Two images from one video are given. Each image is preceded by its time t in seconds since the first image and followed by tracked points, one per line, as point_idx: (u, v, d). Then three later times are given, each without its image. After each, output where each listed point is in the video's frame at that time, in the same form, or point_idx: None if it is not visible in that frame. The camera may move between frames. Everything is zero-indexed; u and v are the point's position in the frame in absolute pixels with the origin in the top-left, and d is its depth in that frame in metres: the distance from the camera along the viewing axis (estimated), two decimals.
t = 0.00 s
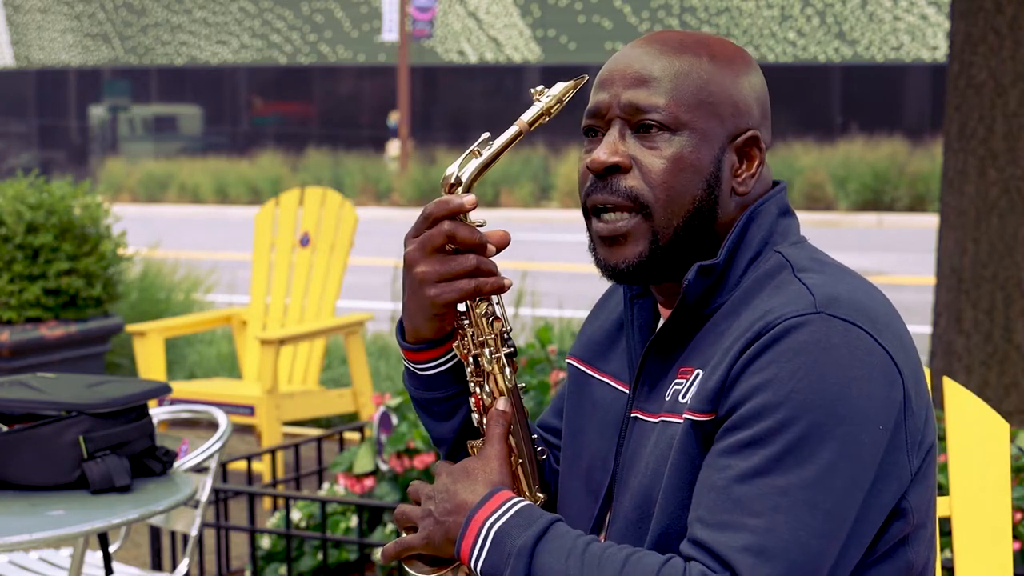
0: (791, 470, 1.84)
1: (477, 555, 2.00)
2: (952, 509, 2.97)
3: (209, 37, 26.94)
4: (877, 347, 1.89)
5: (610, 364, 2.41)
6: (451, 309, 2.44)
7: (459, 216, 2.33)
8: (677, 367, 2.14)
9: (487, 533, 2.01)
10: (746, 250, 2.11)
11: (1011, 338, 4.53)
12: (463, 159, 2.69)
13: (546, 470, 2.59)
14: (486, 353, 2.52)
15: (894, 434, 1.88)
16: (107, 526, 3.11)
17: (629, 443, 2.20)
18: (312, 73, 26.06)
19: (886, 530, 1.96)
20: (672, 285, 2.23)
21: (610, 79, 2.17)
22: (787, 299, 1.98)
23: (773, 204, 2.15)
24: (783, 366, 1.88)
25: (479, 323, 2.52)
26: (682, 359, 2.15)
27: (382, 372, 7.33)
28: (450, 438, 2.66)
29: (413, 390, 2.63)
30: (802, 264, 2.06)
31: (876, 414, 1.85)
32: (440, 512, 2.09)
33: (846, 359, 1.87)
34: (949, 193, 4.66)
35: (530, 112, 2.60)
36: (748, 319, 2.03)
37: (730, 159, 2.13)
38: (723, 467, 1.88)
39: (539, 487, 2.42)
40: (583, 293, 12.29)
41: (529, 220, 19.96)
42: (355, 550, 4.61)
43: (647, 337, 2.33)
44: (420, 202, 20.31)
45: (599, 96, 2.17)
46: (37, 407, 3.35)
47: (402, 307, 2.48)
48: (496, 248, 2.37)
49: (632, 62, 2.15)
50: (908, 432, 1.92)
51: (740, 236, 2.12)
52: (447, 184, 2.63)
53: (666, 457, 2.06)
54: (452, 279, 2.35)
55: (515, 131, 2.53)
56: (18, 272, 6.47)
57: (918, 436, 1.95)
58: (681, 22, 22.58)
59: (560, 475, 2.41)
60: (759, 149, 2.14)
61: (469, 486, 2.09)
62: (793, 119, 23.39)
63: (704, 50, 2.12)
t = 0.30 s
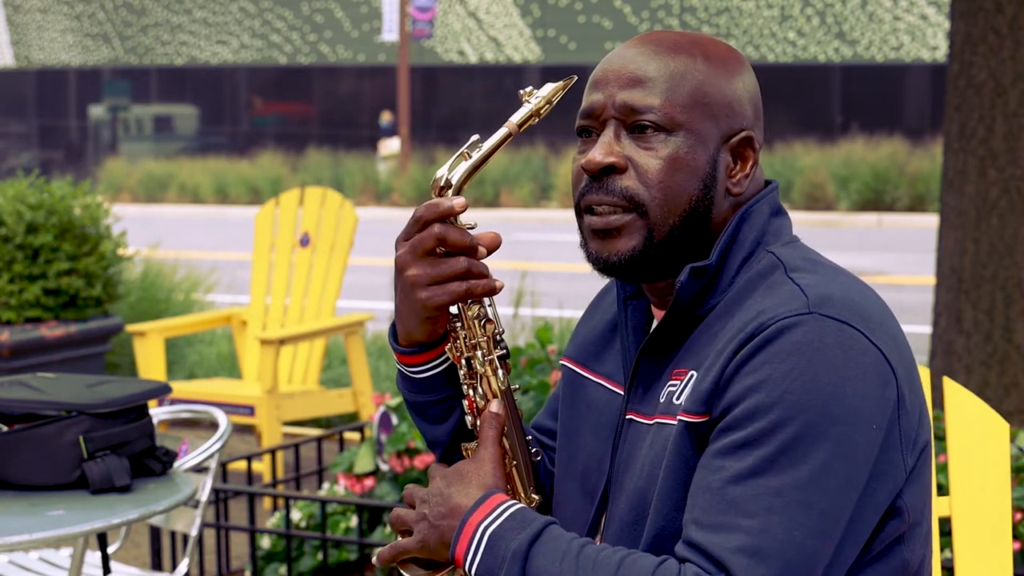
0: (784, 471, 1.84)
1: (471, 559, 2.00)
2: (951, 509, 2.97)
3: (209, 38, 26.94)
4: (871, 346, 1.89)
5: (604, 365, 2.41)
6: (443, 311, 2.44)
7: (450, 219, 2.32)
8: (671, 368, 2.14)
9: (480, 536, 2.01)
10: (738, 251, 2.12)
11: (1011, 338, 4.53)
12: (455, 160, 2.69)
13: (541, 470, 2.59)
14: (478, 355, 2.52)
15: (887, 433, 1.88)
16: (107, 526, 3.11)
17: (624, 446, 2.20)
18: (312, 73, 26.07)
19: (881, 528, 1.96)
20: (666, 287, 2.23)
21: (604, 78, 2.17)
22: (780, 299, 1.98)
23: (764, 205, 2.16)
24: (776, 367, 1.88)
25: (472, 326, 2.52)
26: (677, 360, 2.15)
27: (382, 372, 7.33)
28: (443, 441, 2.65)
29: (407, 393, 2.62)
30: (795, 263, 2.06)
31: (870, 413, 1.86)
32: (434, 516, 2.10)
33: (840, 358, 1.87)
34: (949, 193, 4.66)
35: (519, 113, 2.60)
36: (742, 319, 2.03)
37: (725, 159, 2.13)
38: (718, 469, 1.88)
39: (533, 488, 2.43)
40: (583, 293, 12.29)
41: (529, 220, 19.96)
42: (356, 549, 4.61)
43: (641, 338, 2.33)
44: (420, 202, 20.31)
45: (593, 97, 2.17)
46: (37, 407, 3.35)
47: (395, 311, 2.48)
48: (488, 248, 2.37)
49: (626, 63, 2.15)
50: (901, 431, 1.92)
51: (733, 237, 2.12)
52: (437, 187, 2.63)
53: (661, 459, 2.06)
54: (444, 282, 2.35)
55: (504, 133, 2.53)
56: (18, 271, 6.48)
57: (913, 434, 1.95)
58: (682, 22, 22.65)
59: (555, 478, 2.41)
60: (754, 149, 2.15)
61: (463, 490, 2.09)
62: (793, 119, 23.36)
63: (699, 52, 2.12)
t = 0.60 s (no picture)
0: (780, 471, 1.84)
1: (470, 559, 2.00)
2: (952, 508, 2.97)
3: (209, 37, 26.96)
4: (868, 344, 1.89)
5: (600, 365, 2.41)
6: (439, 312, 2.43)
7: (444, 220, 2.32)
8: (668, 368, 2.14)
9: (478, 538, 2.01)
10: (734, 251, 2.12)
11: (1011, 338, 4.53)
12: (449, 161, 2.68)
13: (539, 471, 2.59)
14: (474, 356, 2.52)
15: (884, 432, 1.88)
16: (106, 526, 3.11)
17: (621, 446, 2.19)
18: (312, 73, 26.07)
19: (878, 527, 1.96)
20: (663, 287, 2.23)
21: (601, 79, 2.17)
22: (776, 297, 1.98)
23: (760, 204, 2.15)
24: (772, 367, 1.88)
25: (467, 326, 2.52)
26: (673, 359, 2.14)
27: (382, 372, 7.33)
28: (440, 443, 2.65)
29: (404, 395, 2.62)
30: (791, 263, 2.06)
31: (866, 412, 1.86)
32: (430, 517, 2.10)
33: (837, 356, 1.87)
34: (948, 193, 4.67)
35: (514, 114, 2.59)
36: (738, 319, 2.03)
37: (722, 160, 2.13)
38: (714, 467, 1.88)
39: (531, 488, 2.44)
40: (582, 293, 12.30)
41: (529, 220, 19.96)
42: (356, 550, 4.62)
43: (638, 338, 2.33)
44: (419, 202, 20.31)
45: (590, 96, 2.17)
46: (38, 407, 3.35)
47: (391, 312, 2.47)
48: (483, 250, 2.37)
49: (623, 63, 2.15)
50: (899, 428, 1.91)
51: (729, 237, 2.12)
52: (431, 189, 2.63)
53: (658, 459, 2.06)
54: (439, 283, 2.34)
55: (499, 133, 2.52)
56: (18, 271, 6.47)
57: (911, 433, 1.95)
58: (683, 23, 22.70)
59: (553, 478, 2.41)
60: (750, 150, 2.15)
61: (462, 491, 2.09)
62: (794, 120, 23.37)
63: (696, 53, 2.12)
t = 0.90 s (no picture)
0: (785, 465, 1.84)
1: (476, 560, 1.99)
2: (952, 508, 2.96)
3: (209, 37, 26.97)
4: (867, 339, 1.89)
5: (599, 362, 2.41)
6: (440, 312, 2.43)
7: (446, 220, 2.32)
8: (668, 364, 2.14)
9: (483, 540, 2.00)
10: (734, 248, 2.12)
11: (1011, 338, 4.53)
12: (451, 161, 2.68)
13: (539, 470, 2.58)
14: (475, 356, 2.52)
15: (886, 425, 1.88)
16: (106, 526, 3.11)
17: (619, 442, 2.19)
18: (312, 73, 26.07)
19: (881, 520, 1.96)
20: (663, 284, 2.23)
21: (605, 77, 2.17)
22: (776, 292, 1.98)
23: (761, 202, 2.15)
24: (775, 363, 1.89)
25: (468, 327, 2.53)
26: (672, 355, 2.14)
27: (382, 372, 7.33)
28: (441, 444, 2.65)
29: (404, 395, 2.62)
30: (791, 258, 2.06)
31: (868, 405, 1.86)
32: (428, 517, 2.08)
33: (837, 351, 1.87)
34: (948, 193, 4.67)
35: (516, 113, 2.59)
36: (738, 315, 2.03)
37: (724, 159, 2.13)
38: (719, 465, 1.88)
39: (531, 487, 2.44)
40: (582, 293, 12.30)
41: (529, 220, 19.96)
42: (356, 550, 4.62)
43: (637, 336, 2.33)
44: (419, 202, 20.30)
45: (594, 94, 2.17)
46: (38, 407, 3.35)
47: (393, 311, 2.47)
48: (485, 250, 2.37)
49: (627, 61, 2.15)
50: (900, 423, 1.92)
51: (729, 234, 2.12)
52: (433, 188, 2.64)
53: (659, 455, 2.06)
54: (441, 283, 2.34)
55: (501, 132, 2.52)
56: (18, 271, 6.48)
57: (913, 426, 1.95)
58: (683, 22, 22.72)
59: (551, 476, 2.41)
60: (752, 150, 2.15)
61: (462, 489, 2.08)
62: (794, 119, 23.36)
63: (699, 52, 2.12)
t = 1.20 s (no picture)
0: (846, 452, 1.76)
1: (538, 530, 1.73)
2: (952, 508, 2.96)
3: (209, 37, 26.99)
4: (889, 328, 1.90)
5: (595, 362, 2.41)
6: (433, 314, 2.42)
7: (438, 222, 2.32)
8: (681, 364, 2.13)
9: (549, 510, 1.73)
10: (742, 245, 2.13)
11: (1011, 337, 4.53)
12: (441, 163, 2.69)
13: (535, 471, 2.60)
14: (469, 358, 2.56)
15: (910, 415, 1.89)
16: (106, 525, 3.11)
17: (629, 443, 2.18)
18: (312, 73, 26.07)
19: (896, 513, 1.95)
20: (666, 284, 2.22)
21: (615, 76, 2.15)
22: (796, 287, 1.98)
23: (765, 200, 2.18)
24: (814, 353, 1.85)
25: (462, 328, 2.56)
26: (685, 355, 2.14)
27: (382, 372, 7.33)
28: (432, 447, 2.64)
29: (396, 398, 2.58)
30: (802, 254, 2.09)
31: (904, 394, 1.85)
32: (461, 473, 1.75)
33: (870, 341, 1.86)
34: (948, 193, 4.66)
35: (505, 114, 2.60)
36: (757, 312, 2.03)
37: (732, 159, 2.15)
38: (770, 453, 1.79)
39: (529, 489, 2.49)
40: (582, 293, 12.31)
41: (529, 220, 19.97)
42: (355, 550, 4.61)
43: (635, 335, 2.33)
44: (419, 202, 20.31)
45: (603, 93, 2.15)
46: (37, 406, 3.36)
47: (384, 313, 2.46)
48: (477, 251, 2.37)
49: (636, 60, 2.14)
50: (916, 416, 1.93)
51: (737, 231, 2.14)
52: (424, 190, 2.63)
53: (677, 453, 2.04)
54: (433, 285, 2.34)
55: (491, 134, 2.54)
56: (18, 271, 6.47)
57: (926, 419, 1.97)
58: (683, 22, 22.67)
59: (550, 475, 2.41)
60: (756, 150, 2.18)
61: (501, 447, 1.77)
62: (794, 119, 23.31)
63: (706, 52, 2.14)
